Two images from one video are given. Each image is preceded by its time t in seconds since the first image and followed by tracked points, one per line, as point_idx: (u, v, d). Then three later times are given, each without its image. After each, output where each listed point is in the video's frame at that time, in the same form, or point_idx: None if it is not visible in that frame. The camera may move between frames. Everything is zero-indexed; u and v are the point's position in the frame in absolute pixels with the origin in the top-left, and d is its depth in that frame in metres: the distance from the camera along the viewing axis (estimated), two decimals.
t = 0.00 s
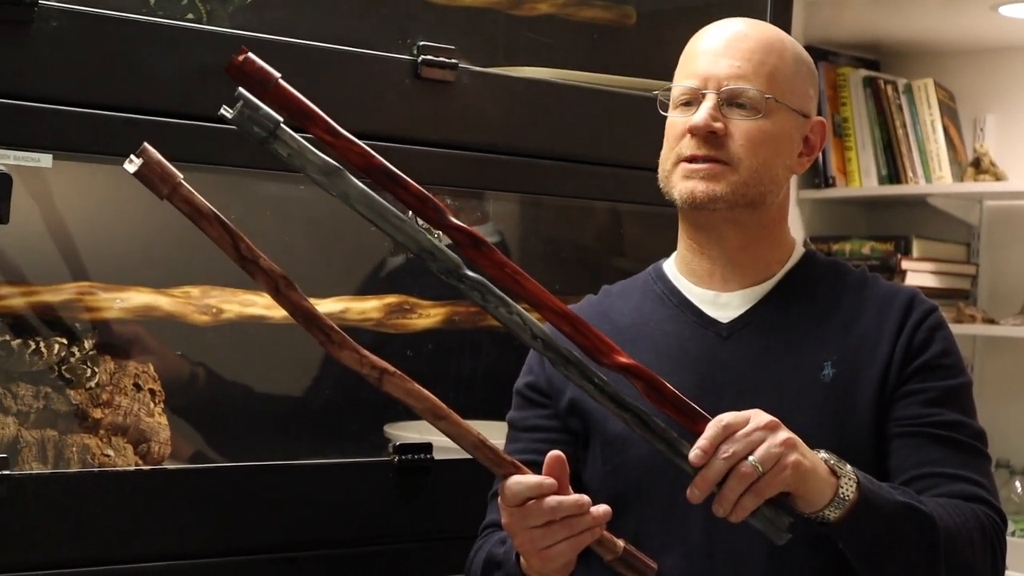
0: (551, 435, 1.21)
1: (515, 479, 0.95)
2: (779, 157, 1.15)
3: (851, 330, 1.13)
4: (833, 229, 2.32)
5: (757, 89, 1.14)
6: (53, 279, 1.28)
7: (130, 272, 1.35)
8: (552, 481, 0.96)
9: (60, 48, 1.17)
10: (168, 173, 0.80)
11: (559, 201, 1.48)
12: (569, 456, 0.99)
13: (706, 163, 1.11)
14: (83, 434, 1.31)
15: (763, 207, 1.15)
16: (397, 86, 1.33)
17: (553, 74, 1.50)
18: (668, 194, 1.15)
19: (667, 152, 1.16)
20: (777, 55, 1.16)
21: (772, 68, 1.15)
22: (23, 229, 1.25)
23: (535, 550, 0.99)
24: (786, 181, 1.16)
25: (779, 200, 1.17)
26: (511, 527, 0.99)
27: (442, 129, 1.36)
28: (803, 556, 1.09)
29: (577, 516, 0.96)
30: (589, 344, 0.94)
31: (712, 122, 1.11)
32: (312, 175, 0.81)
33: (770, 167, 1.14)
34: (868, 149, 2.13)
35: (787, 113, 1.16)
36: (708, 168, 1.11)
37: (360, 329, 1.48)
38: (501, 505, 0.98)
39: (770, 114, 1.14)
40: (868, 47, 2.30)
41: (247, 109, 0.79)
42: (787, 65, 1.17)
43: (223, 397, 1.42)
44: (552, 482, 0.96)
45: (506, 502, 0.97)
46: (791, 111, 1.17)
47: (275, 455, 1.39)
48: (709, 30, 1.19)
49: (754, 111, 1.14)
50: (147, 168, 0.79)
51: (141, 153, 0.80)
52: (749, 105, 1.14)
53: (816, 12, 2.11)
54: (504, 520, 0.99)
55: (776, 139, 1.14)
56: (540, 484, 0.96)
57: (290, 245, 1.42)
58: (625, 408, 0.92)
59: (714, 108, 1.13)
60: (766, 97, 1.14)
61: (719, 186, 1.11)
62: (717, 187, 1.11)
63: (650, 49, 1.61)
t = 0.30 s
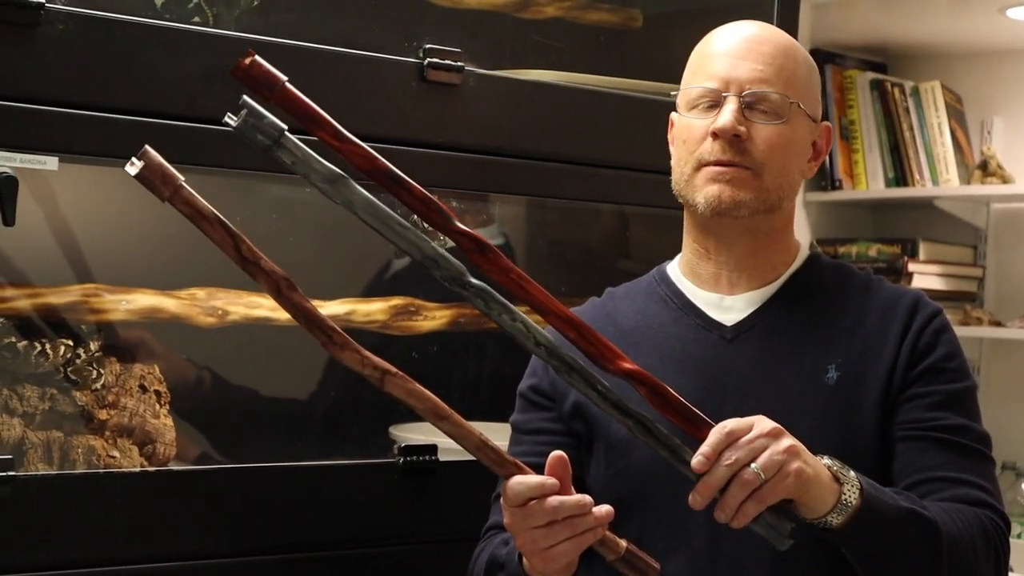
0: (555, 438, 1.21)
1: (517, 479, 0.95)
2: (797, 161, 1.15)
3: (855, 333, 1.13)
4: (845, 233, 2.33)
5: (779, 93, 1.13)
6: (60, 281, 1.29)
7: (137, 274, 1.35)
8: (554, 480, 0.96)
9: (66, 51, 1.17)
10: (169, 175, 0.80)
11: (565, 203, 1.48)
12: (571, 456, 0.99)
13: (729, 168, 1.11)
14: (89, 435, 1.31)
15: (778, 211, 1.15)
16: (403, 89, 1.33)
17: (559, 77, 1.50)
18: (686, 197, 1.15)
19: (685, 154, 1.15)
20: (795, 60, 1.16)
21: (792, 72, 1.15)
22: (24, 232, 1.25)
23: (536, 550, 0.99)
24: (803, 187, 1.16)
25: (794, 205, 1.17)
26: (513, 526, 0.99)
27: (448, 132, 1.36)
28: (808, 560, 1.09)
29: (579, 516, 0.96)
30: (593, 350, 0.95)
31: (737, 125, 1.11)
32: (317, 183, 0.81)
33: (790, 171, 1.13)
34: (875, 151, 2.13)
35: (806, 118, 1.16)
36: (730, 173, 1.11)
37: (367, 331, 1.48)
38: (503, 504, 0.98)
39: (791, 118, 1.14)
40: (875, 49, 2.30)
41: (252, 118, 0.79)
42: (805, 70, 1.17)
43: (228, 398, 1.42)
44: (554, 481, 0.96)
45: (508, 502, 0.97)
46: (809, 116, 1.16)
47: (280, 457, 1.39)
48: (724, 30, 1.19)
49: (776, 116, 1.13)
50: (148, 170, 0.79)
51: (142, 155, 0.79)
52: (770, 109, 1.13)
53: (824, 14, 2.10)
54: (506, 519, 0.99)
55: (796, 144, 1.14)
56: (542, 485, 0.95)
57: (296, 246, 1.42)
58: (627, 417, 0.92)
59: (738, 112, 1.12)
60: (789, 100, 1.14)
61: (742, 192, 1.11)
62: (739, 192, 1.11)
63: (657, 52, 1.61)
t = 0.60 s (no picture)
0: (554, 438, 1.22)
1: (523, 476, 0.95)
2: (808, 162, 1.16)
3: (857, 335, 1.13)
4: (845, 233, 2.33)
5: (796, 94, 1.14)
6: (61, 281, 1.29)
7: (136, 274, 1.35)
8: (560, 480, 0.96)
9: (67, 51, 1.17)
10: (185, 160, 0.80)
11: (566, 204, 1.48)
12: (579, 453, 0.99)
13: (750, 168, 1.11)
14: (91, 436, 1.31)
15: (792, 213, 1.16)
16: (404, 90, 1.33)
17: (561, 77, 1.49)
18: (703, 195, 1.14)
19: (700, 153, 1.15)
20: (806, 62, 1.17)
21: (805, 74, 1.16)
22: (28, 233, 1.26)
23: (539, 549, 0.99)
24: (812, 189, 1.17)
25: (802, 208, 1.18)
26: (517, 524, 0.99)
27: (449, 133, 1.36)
28: (808, 560, 1.09)
29: (583, 515, 0.96)
30: (596, 356, 0.95)
31: (760, 126, 1.11)
32: (319, 192, 0.81)
33: (803, 172, 1.14)
34: (875, 151, 2.13)
35: (817, 120, 1.17)
36: (751, 173, 1.11)
37: (369, 331, 1.48)
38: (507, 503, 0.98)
39: (805, 120, 1.15)
40: (875, 49, 2.30)
41: (254, 131, 0.79)
42: (813, 73, 1.18)
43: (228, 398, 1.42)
44: (559, 480, 0.96)
45: (512, 500, 0.97)
46: (819, 117, 1.17)
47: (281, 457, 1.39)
48: (735, 28, 1.19)
49: (792, 117, 1.14)
50: (165, 155, 0.80)
51: (159, 142, 0.80)
52: (787, 110, 1.14)
53: (823, 14, 2.11)
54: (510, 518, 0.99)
55: (809, 146, 1.15)
56: (547, 483, 0.95)
57: (298, 248, 1.42)
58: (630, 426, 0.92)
59: (758, 113, 1.12)
60: (804, 102, 1.15)
61: (762, 193, 1.11)
62: (760, 192, 1.11)
63: (657, 52, 1.61)
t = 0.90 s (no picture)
0: (558, 443, 1.22)
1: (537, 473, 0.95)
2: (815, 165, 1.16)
3: (861, 339, 1.13)
4: (846, 236, 2.34)
5: (804, 97, 1.14)
6: (63, 286, 1.29)
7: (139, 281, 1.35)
8: (575, 473, 0.95)
9: (69, 58, 1.17)
10: (189, 167, 0.79)
11: (567, 208, 1.49)
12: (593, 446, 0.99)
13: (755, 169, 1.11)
14: (95, 441, 1.31)
15: (797, 217, 1.16)
16: (404, 95, 1.34)
17: (560, 82, 1.49)
18: (707, 196, 1.15)
19: (705, 153, 1.15)
20: (814, 66, 1.17)
21: (813, 78, 1.16)
22: (32, 239, 1.26)
23: (552, 545, 0.99)
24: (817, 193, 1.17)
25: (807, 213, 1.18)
26: (530, 521, 0.98)
27: (451, 138, 1.36)
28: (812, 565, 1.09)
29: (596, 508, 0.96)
30: (597, 369, 0.94)
31: (767, 128, 1.11)
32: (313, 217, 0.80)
33: (809, 176, 1.14)
34: (875, 156, 2.14)
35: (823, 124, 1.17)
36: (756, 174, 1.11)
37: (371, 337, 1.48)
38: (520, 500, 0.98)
39: (812, 124, 1.15)
40: (875, 53, 2.30)
41: (249, 160, 0.78)
42: (821, 77, 1.18)
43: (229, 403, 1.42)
44: (574, 472, 0.95)
45: (526, 497, 0.97)
46: (826, 122, 1.17)
47: (283, 462, 1.39)
48: (743, 30, 1.19)
49: (800, 121, 1.14)
50: (168, 163, 0.78)
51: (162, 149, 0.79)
52: (794, 113, 1.14)
53: (823, 18, 2.11)
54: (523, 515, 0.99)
55: (815, 151, 1.15)
56: (561, 478, 0.95)
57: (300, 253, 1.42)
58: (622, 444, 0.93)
59: (765, 116, 1.13)
60: (812, 106, 1.14)
61: (767, 195, 1.11)
62: (765, 194, 1.11)
63: (658, 57, 1.61)
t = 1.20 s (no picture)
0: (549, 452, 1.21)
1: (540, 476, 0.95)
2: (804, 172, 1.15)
3: (850, 344, 1.12)
4: (831, 241, 2.33)
5: (792, 102, 1.14)
6: (51, 299, 1.28)
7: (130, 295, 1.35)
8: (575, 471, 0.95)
9: (53, 71, 1.17)
10: (193, 189, 0.76)
11: (555, 216, 1.49)
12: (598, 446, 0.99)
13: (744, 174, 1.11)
14: (84, 454, 1.31)
15: (786, 222, 1.15)
16: (389, 104, 1.34)
17: (545, 90, 1.50)
18: (697, 201, 1.14)
19: (695, 158, 1.15)
20: (802, 71, 1.17)
21: (802, 84, 1.16)
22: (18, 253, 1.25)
23: (560, 549, 0.99)
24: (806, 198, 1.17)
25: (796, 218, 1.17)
26: (539, 526, 0.98)
27: (437, 147, 1.37)
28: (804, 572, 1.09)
29: (602, 509, 0.95)
30: (578, 397, 0.95)
31: (755, 133, 1.11)
32: (283, 257, 0.77)
33: (798, 182, 1.14)
34: (862, 160, 2.15)
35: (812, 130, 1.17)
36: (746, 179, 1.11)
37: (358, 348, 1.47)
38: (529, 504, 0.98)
39: (800, 129, 1.15)
40: (862, 59, 2.31)
41: (217, 206, 0.74)
42: (810, 82, 1.18)
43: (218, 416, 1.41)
44: (574, 470, 0.95)
45: (535, 500, 0.97)
46: (815, 126, 1.18)
47: (273, 473, 1.38)
48: (733, 36, 1.20)
49: (788, 125, 1.14)
50: (172, 184, 0.75)
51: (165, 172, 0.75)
52: (783, 118, 1.14)
53: (809, 25, 2.11)
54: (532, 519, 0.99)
55: (804, 155, 1.15)
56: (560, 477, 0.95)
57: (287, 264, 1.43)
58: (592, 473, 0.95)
59: (755, 120, 1.13)
60: (801, 111, 1.15)
61: (756, 200, 1.11)
62: (753, 198, 1.11)
63: (644, 64, 1.61)
